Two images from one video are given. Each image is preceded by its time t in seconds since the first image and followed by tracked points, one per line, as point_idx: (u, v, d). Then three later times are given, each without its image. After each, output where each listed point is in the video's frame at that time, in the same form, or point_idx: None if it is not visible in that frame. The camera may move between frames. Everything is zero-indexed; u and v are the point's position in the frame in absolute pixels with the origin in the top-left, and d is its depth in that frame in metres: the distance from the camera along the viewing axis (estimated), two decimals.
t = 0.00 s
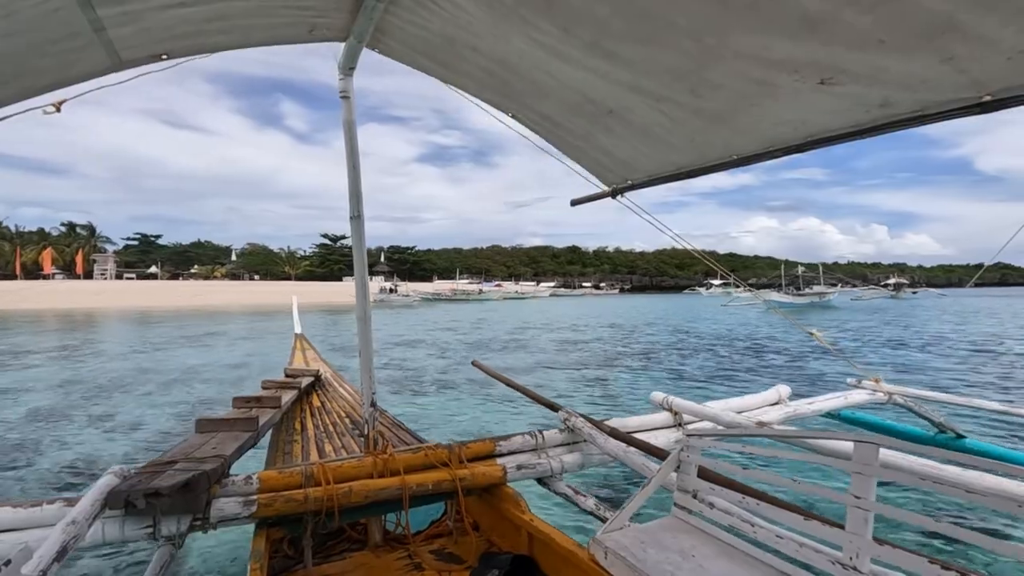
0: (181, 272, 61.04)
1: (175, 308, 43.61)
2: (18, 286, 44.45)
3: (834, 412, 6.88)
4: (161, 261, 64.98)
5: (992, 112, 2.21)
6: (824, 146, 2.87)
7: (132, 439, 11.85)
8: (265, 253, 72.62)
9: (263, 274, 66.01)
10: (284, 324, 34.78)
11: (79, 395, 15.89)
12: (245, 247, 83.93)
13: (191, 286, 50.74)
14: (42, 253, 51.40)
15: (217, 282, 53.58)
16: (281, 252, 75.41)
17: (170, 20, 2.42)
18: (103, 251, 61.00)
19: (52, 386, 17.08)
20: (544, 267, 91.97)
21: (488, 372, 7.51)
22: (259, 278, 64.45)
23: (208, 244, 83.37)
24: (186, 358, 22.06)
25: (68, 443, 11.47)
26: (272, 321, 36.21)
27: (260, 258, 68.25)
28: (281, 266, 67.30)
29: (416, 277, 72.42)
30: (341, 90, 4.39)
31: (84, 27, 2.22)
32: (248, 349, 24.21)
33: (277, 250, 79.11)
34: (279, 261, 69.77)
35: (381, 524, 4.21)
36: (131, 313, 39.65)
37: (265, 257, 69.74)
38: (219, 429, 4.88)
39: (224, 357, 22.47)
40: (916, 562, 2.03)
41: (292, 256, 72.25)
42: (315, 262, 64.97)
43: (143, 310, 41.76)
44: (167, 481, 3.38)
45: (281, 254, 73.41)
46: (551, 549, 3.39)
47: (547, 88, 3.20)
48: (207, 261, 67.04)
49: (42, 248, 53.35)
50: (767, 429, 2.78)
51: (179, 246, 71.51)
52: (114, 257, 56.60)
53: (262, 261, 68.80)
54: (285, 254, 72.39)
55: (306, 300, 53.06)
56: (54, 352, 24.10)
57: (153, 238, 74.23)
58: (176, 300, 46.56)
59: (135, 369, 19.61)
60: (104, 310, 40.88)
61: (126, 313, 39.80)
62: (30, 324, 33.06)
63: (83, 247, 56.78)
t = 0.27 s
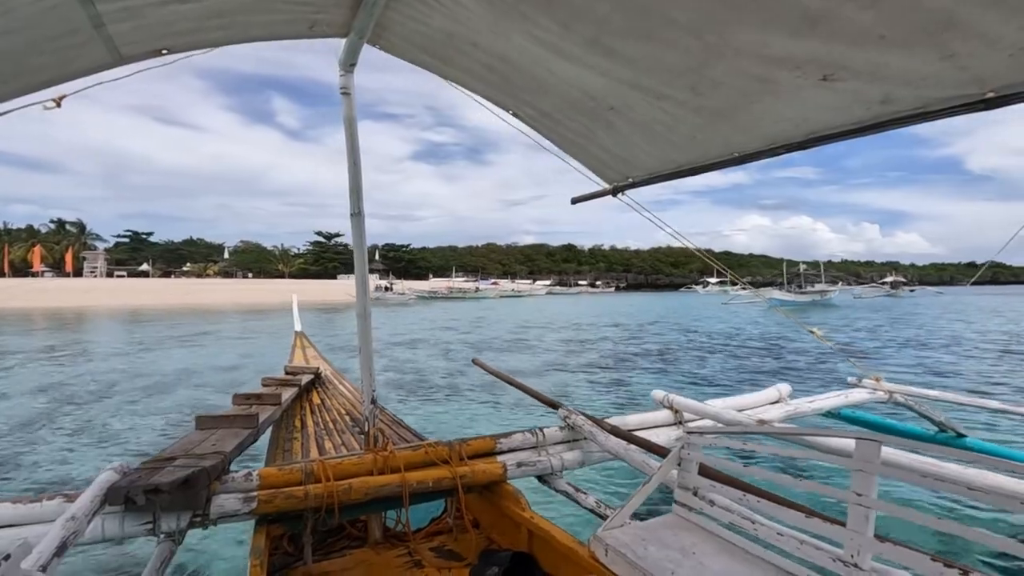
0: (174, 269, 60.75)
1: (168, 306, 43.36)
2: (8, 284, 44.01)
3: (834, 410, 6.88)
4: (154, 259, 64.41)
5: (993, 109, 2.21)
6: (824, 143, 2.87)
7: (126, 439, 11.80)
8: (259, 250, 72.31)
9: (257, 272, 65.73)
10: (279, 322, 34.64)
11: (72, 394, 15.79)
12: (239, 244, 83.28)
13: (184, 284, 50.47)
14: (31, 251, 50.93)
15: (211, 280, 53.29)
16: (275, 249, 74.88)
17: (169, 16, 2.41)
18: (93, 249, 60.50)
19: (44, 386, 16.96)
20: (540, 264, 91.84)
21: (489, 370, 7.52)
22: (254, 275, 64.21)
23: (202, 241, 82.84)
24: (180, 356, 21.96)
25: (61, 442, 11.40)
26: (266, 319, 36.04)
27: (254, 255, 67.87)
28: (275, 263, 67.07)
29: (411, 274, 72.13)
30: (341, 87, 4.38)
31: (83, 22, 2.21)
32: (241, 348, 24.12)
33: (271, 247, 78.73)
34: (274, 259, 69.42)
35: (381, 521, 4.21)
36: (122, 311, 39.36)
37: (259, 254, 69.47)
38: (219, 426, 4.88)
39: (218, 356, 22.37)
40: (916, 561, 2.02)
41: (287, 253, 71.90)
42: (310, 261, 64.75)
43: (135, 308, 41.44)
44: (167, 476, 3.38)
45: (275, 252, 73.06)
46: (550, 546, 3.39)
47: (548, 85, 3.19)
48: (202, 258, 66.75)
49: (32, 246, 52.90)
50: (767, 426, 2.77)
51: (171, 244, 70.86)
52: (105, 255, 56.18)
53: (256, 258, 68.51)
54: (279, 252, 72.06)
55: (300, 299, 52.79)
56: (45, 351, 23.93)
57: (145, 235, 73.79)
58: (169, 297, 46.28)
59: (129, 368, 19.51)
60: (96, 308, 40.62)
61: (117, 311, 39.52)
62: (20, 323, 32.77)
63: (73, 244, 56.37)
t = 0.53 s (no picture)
0: (167, 267, 60.48)
1: (160, 305, 43.12)
2: None
3: (833, 411, 6.89)
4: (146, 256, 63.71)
5: (993, 110, 2.22)
6: (824, 144, 2.88)
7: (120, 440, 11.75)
8: (253, 249, 72.05)
9: (251, 270, 65.47)
10: (273, 321, 34.56)
11: (64, 395, 15.71)
12: (233, 242, 82.66)
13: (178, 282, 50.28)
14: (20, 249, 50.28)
15: (205, 278, 53.05)
16: (269, 247, 74.39)
17: (171, 15, 2.42)
18: (84, 246, 60.01)
19: (36, 386, 16.86)
20: (536, 263, 91.77)
21: (489, 371, 7.54)
22: (248, 274, 63.98)
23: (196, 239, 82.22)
24: (174, 356, 21.88)
25: (53, 443, 11.34)
26: (260, 318, 35.84)
27: (248, 253, 67.40)
28: (270, 262, 66.85)
29: (407, 272, 71.79)
30: (342, 86, 4.39)
31: (86, 21, 2.22)
32: (235, 348, 24.04)
33: (265, 246, 78.39)
34: (268, 257, 69.16)
35: (380, 519, 4.23)
36: (114, 309, 39.13)
37: (252, 253, 69.22)
38: (219, 424, 4.89)
39: (213, 356, 22.29)
40: (912, 560, 2.04)
41: (281, 252, 71.64)
42: (305, 259, 64.39)
43: (126, 307, 41.16)
44: (167, 474, 3.40)
45: (269, 250, 72.74)
46: (549, 545, 3.41)
47: (549, 86, 3.21)
48: (195, 256, 66.38)
49: (21, 243, 52.47)
50: (765, 426, 2.78)
51: (165, 242, 70.28)
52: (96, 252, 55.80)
53: (250, 257, 68.26)
54: (273, 250, 71.82)
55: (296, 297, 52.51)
56: (37, 351, 23.79)
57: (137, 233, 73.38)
58: (162, 296, 45.97)
59: (122, 369, 19.42)
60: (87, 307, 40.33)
61: (108, 309, 39.27)
62: (9, 322, 32.44)
63: (64, 241, 55.99)
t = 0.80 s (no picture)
0: (159, 265, 60.19)
1: (152, 304, 42.90)
2: None
3: (831, 410, 6.89)
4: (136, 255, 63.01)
5: (994, 110, 2.20)
6: (823, 144, 2.86)
7: (113, 441, 11.66)
8: (246, 247, 71.72)
9: (244, 269, 65.19)
10: (267, 321, 34.45)
11: (56, 396, 15.60)
12: (226, 240, 81.97)
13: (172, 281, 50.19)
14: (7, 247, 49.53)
15: (198, 276, 52.83)
16: (263, 246, 73.88)
17: (167, 11, 2.39)
18: (75, 244, 59.45)
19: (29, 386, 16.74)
20: (532, 262, 91.73)
21: (487, 369, 7.52)
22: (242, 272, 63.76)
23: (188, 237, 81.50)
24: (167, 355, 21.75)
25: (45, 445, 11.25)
26: (253, 318, 35.62)
27: (240, 251, 66.89)
28: (264, 261, 66.61)
29: (401, 271, 71.49)
30: (340, 82, 4.37)
31: (81, 15, 2.19)
32: (228, 348, 23.96)
33: (258, 244, 78.07)
34: (262, 256, 68.92)
35: (377, 517, 4.21)
36: (105, 309, 38.87)
37: (245, 250, 68.89)
38: (216, 421, 4.86)
39: (206, 355, 22.18)
40: (911, 558, 2.02)
41: (275, 250, 71.43)
42: (299, 258, 64.03)
43: (119, 306, 40.93)
44: (162, 471, 3.37)
45: (262, 248, 72.40)
46: (546, 543, 3.40)
47: (546, 86, 3.18)
48: (188, 254, 65.89)
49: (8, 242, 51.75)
50: (764, 424, 2.77)
51: (157, 240, 69.62)
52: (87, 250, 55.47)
53: (244, 254, 67.95)
54: (266, 248, 71.54)
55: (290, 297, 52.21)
56: (29, 351, 23.63)
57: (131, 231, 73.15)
58: (154, 295, 45.56)
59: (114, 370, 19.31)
60: (76, 306, 40.05)
61: (100, 309, 39.06)
62: None
63: (52, 239, 55.43)
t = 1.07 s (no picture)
0: (151, 264, 59.82)
1: (145, 303, 42.67)
2: None
3: (832, 408, 6.89)
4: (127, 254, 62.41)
5: (998, 105, 2.20)
6: (826, 140, 2.86)
7: (108, 441, 11.60)
8: (239, 246, 71.38)
9: (237, 268, 64.91)
10: (262, 321, 34.35)
11: (49, 396, 15.51)
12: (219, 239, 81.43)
13: (164, 280, 49.90)
14: None
15: (191, 275, 52.55)
16: (256, 245, 73.48)
17: (168, 10, 2.38)
18: (64, 243, 58.90)
19: (20, 386, 16.62)
20: (527, 261, 91.85)
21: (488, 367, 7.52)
22: (235, 271, 63.47)
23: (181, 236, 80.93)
24: (160, 355, 21.66)
25: (39, 446, 11.19)
26: (248, 318, 35.45)
27: (233, 250, 66.49)
28: (257, 259, 66.29)
29: (396, 270, 71.26)
30: (340, 80, 4.36)
31: (83, 12, 2.18)
32: (221, 347, 23.85)
33: (251, 243, 77.69)
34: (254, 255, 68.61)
35: (379, 515, 4.21)
36: (96, 308, 38.62)
37: (238, 249, 68.57)
38: (217, 419, 4.86)
39: (200, 355, 22.09)
40: (916, 555, 2.02)
41: (267, 249, 71.11)
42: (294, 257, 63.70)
43: (110, 306, 40.69)
44: (164, 469, 3.37)
45: (255, 247, 72.05)
46: (548, 541, 3.40)
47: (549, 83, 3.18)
48: (180, 253, 65.54)
49: None
50: (767, 422, 2.76)
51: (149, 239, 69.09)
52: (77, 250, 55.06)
53: (237, 253, 67.65)
54: (259, 247, 71.23)
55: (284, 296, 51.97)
56: (20, 351, 23.46)
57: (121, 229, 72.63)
58: (147, 294, 45.22)
59: (107, 370, 19.20)
60: (66, 305, 39.74)
61: (91, 308, 38.82)
62: None
63: (41, 238, 54.83)
